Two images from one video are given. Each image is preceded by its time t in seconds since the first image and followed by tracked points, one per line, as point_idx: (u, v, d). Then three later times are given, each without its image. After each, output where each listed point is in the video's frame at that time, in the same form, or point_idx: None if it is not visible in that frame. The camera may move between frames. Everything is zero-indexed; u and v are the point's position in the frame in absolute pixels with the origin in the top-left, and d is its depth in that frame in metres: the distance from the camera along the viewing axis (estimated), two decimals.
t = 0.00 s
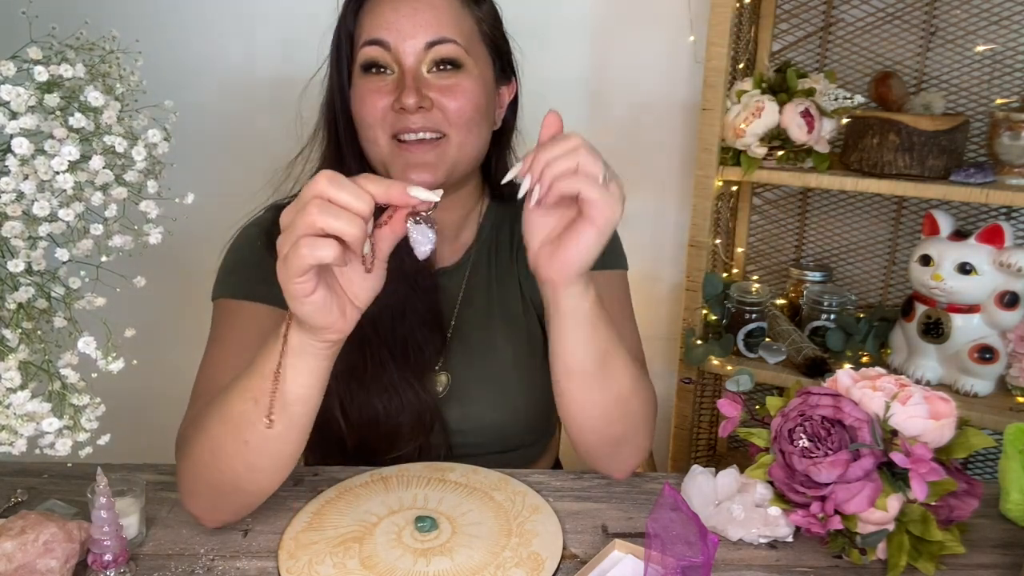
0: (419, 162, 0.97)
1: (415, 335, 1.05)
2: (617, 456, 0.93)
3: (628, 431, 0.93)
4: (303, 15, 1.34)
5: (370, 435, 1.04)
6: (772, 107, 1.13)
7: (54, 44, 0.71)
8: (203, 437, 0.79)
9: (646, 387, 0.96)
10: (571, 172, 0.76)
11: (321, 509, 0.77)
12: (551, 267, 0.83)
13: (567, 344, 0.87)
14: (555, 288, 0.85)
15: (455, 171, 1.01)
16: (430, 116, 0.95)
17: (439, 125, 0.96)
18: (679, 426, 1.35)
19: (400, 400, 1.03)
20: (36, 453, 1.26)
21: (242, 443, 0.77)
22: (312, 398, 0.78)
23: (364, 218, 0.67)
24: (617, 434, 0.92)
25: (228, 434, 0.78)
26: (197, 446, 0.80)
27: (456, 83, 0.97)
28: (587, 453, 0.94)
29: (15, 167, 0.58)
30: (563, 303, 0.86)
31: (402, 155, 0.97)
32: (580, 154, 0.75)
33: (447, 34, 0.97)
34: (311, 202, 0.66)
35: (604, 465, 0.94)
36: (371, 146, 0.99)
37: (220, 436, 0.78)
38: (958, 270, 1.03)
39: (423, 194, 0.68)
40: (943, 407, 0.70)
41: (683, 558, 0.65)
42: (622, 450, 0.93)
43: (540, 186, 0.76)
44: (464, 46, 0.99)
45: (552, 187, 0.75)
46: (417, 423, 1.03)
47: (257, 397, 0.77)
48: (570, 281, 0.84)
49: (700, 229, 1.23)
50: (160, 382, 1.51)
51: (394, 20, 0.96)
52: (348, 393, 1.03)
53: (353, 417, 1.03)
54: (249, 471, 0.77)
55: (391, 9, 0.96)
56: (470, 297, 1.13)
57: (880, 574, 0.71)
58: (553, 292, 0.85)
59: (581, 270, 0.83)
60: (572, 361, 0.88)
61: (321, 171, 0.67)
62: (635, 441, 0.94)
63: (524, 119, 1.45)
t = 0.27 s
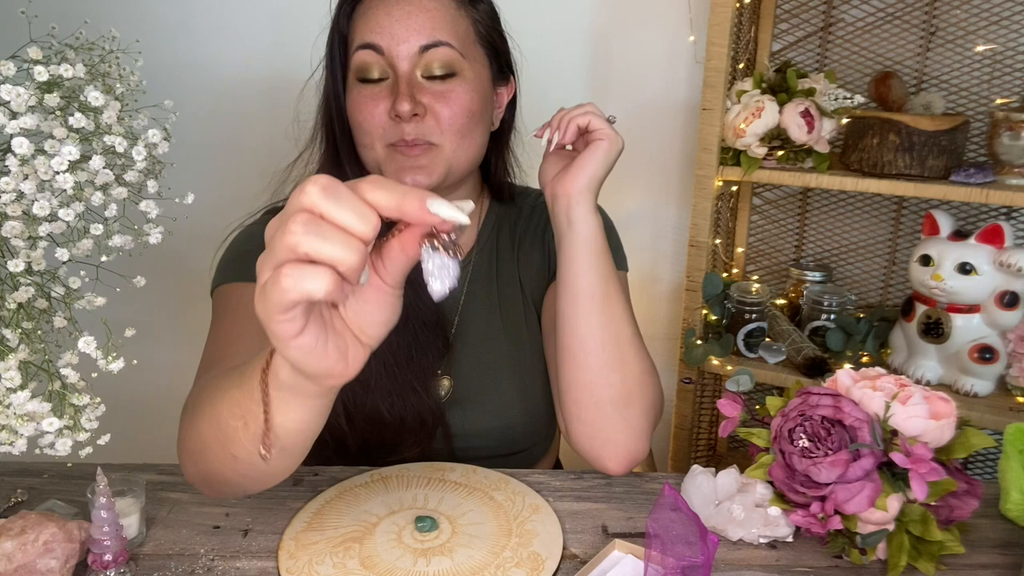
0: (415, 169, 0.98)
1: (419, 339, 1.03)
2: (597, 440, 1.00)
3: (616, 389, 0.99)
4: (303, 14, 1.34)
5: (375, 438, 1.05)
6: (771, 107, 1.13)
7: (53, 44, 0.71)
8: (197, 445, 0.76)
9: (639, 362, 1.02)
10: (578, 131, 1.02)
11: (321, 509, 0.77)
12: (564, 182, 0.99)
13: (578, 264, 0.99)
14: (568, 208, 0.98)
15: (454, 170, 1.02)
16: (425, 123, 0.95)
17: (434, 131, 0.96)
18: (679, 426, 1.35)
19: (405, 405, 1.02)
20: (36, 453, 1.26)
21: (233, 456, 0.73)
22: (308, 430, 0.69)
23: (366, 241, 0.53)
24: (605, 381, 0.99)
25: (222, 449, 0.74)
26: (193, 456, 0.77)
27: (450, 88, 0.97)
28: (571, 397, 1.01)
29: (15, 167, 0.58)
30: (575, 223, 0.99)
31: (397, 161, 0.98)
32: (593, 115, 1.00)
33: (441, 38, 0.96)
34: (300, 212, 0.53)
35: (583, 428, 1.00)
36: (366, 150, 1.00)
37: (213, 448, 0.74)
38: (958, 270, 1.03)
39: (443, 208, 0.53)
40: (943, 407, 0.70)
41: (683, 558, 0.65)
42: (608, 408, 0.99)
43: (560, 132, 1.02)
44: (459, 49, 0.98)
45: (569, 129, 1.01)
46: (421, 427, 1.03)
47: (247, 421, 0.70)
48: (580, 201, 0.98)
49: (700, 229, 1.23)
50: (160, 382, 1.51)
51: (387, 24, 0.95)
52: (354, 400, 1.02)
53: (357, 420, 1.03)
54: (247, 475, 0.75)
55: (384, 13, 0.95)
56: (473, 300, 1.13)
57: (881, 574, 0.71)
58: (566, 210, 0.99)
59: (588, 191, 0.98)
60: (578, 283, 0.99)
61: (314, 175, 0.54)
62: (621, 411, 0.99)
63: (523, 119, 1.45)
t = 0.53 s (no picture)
0: (418, 173, 0.99)
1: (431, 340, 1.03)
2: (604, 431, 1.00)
3: (620, 381, 1.00)
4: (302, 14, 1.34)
5: (384, 440, 1.05)
6: (772, 107, 1.13)
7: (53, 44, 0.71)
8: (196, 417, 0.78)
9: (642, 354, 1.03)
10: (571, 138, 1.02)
11: (321, 510, 0.77)
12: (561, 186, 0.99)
13: (578, 264, 0.99)
14: (568, 207, 0.99)
15: (454, 171, 1.02)
16: (422, 127, 0.95)
17: (433, 135, 0.97)
18: (679, 426, 1.35)
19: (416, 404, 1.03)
20: (36, 453, 1.26)
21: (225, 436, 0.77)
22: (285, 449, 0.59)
23: (360, 280, 0.45)
24: (610, 374, 0.99)
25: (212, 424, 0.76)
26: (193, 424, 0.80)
27: (447, 91, 0.96)
28: (579, 393, 1.01)
29: (15, 168, 0.58)
30: (575, 222, 0.99)
31: (398, 166, 0.99)
32: (585, 121, 1.01)
33: (436, 40, 0.95)
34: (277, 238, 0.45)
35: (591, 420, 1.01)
36: (368, 154, 1.02)
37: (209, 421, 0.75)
38: (958, 270, 1.03)
39: (451, 255, 0.44)
40: (943, 407, 0.70)
41: (683, 558, 0.65)
42: (614, 402, 0.99)
43: (553, 139, 1.02)
44: (455, 51, 0.98)
45: (562, 136, 1.02)
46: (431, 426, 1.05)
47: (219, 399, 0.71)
48: (581, 201, 0.98)
49: (700, 229, 1.23)
50: (160, 382, 1.51)
51: (382, 28, 0.94)
52: (367, 402, 1.03)
53: (369, 422, 1.04)
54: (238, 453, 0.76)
55: (378, 17, 0.94)
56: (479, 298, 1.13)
57: (881, 574, 0.71)
58: (566, 209, 0.99)
59: (587, 191, 0.99)
60: (580, 281, 0.99)
61: (290, 176, 0.47)
62: (627, 404, 1.00)
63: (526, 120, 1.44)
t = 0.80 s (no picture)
0: (423, 172, 0.99)
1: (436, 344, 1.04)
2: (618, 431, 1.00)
3: (629, 381, 0.99)
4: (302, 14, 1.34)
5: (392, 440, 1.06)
6: (772, 107, 1.13)
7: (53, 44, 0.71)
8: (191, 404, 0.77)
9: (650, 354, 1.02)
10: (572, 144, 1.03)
11: (321, 510, 0.77)
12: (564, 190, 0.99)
13: (583, 268, 0.99)
14: (572, 210, 0.99)
15: (459, 171, 1.02)
16: (426, 127, 0.96)
17: (437, 134, 0.97)
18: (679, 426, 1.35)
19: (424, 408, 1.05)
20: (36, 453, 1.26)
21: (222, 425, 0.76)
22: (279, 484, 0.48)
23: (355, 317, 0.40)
24: (619, 374, 0.99)
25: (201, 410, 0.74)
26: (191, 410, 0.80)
27: (449, 89, 0.96)
28: (589, 396, 1.01)
29: (15, 168, 0.58)
30: (579, 225, 0.99)
31: (403, 166, 0.99)
32: (585, 128, 1.02)
33: (437, 40, 0.95)
34: (254, 276, 0.39)
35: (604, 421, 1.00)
36: (371, 156, 1.02)
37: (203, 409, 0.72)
38: (958, 270, 1.03)
39: (456, 276, 0.38)
40: (943, 407, 0.70)
41: (683, 558, 0.65)
42: (625, 405, 0.99)
43: (555, 146, 1.03)
44: (457, 50, 0.97)
45: (564, 143, 1.03)
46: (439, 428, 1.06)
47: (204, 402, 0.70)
48: (585, 204, 0.99)
49: (700, 229, 1.23)
50: (160, 382, 1.50)
51: (383, 29, 0.94)
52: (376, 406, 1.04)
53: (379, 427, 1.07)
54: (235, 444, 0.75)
55: (378, 18, 0.94)
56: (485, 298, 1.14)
57: (881, 574, 0.71)
58: (570, 213, 0.99)
59: (591, 193, 0.99)
60: (585, 285, 0.99)
61: (257, 197, 0.40)
62: (638, 403, 1.00)
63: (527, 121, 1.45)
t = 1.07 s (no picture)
0: (428, 173, 0.99)
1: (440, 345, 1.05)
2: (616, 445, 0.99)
3: (630, 390, 0.99)
4: (303, 14, 1.34)
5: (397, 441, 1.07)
6: (771, 107, 1.13)
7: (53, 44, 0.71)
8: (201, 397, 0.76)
9: (651, 362, 1.03)
10: (580, 150, 1.03)
11: (321, 509, 0.77)
12: (571, 197, 1.00)
13: (590, 273, 0.99)
14: (579, 216, 0.99)
15: (465, 173, 1.02)
16: (432, 128, 0.96)
17: (443, 136, 0.97)
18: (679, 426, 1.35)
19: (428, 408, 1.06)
20: (36, 453, 1.26)
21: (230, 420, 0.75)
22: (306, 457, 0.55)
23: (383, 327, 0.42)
24: (620, 382, 0.99)
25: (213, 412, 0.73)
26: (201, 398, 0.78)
27: (454, 91, 0.96)
28: (590, 401, 1.00)
29: (15, 168, 0.58)
30: (586, 232, 0.99)
31: (408, 167, 0.99)
32: (595, 133, 1.02)
33: (442, 42, 0.95)
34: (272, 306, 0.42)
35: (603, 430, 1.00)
36: (376, 157, 1.02)
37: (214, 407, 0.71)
38: (958, 270, 1.03)
39: (464, 264, 0.38)
40: (943, 406, 0.70)
41: (683, 558, 0.65)
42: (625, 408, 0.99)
43: (564, 151, 1.03)
44: (462, 51, 0.97)
45: (573, 147, 1.03)
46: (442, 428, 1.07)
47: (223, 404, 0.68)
48: (591, 211, 0.99)
49: (700, 229, 1.23)
50: (160, 382, 1.51)
51: (387, 32, 0.94)
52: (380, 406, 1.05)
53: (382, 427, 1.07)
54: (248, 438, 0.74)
55: (383, 20, 0.94)
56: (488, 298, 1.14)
57: (880, 573, 0.71)
58: (577, 219, 0.99)
59: (598, 199, 0.99)
60: (589, 292, 0.99)
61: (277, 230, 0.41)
62: (638, 412, 1.00)
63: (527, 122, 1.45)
